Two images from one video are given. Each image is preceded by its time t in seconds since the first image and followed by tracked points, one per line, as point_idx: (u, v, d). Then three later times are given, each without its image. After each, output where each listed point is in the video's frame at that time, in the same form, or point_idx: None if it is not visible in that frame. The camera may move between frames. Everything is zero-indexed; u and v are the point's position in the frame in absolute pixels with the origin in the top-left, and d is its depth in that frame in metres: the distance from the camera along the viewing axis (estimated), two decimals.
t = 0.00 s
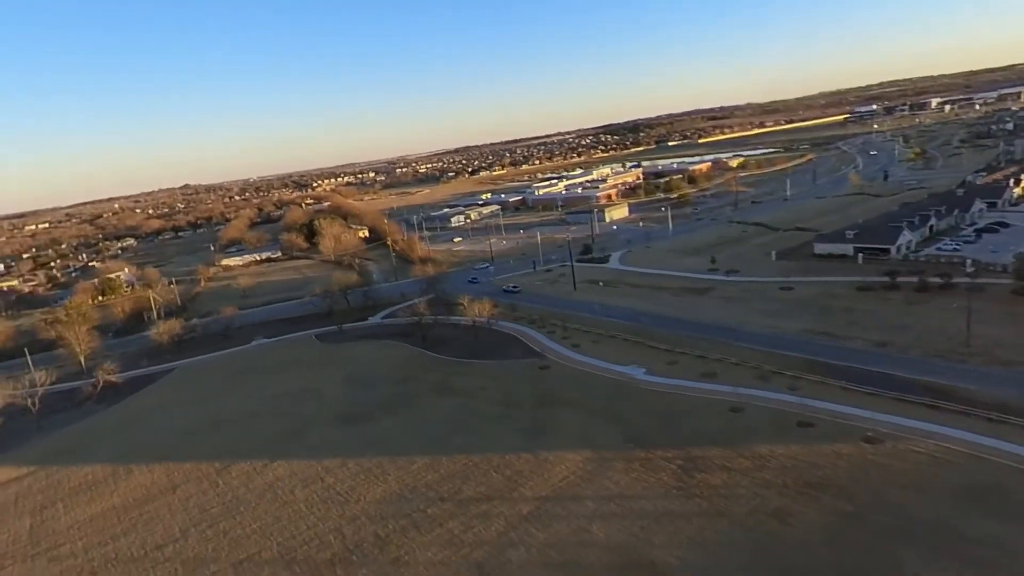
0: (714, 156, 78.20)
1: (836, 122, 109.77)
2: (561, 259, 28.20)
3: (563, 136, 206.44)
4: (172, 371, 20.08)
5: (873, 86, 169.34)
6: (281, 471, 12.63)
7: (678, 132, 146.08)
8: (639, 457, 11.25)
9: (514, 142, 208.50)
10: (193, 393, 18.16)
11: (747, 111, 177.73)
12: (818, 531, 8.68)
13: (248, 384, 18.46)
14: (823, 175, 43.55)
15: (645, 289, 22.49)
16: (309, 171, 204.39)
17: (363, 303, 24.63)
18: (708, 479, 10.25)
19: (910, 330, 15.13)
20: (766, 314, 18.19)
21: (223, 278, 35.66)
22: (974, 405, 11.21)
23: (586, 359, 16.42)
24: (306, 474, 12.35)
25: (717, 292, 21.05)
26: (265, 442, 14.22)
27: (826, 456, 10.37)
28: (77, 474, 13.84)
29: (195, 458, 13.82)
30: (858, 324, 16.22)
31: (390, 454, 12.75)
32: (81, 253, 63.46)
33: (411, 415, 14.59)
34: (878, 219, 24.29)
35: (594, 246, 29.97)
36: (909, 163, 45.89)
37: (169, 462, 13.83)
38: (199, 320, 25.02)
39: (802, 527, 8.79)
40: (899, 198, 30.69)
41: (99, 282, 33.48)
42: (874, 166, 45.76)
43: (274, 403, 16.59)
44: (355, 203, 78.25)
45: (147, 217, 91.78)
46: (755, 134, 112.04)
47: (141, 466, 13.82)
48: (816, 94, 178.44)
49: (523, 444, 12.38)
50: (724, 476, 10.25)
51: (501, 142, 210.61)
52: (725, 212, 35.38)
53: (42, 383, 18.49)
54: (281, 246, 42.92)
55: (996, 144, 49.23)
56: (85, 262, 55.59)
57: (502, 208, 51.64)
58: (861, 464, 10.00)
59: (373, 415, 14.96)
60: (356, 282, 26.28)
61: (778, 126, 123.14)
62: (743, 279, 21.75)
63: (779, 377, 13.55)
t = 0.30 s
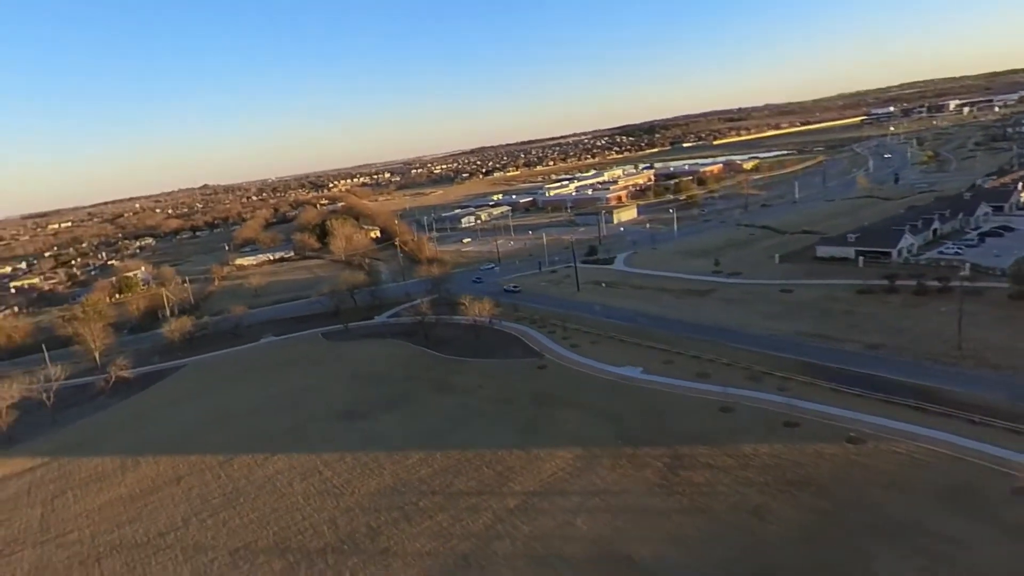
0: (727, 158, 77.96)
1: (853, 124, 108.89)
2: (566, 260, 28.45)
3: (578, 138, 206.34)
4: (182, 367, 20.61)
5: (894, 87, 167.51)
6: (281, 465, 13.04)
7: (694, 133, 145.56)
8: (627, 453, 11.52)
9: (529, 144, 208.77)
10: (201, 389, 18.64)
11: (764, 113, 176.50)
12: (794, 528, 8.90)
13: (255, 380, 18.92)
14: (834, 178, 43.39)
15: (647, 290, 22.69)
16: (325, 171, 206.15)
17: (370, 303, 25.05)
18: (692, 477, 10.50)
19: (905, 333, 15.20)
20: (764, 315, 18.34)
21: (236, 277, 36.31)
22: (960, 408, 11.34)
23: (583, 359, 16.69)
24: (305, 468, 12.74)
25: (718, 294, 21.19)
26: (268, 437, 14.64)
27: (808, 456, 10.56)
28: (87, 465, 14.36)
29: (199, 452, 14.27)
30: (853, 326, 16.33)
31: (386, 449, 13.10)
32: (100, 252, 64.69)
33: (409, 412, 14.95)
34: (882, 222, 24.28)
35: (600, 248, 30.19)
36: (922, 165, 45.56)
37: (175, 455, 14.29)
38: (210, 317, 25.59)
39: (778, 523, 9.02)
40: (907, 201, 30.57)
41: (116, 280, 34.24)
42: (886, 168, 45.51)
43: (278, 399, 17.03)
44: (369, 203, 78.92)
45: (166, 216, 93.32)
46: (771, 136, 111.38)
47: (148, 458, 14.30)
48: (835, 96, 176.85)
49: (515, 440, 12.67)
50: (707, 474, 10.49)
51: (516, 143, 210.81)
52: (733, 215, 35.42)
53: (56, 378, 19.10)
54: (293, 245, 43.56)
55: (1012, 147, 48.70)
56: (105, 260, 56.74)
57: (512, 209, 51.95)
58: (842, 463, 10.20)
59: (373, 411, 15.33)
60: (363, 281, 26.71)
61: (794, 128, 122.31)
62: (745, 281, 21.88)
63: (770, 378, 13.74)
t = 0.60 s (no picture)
0: (738, 161, 77.78)
1: (867, 127, 108.03)
2: (570, 262, 28.70)
3: (592, 140, 206.32)
4: (189, 365, 21.10)
5: (911, 89, 165.86)
6: (279, 459, 13.43)
7: (707, 136, 145.15)
8: (612, 451, 11.78)
9: (542, 146, 209.03)
10: (206, 387, 19.11)
11: (778, 115, 175.49)
12: (768, 524, 9.13)
13: (258, 378, 19.36)
14: (842, 181, 43.26)
15: (647, 293, 22.90)
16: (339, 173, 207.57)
17: (374, 303, 25.49)
18: (674, 475, 10.75)
19: (897, 336, 15.30)
20: (761, 318, 18.50)
21: (246, 277, 36.92)
22: (942, 410, 11.48)
23: (579, 360, 16.97)
24: (302, 463, 13.12)
25: (716, 297, 21.36)
26: (268, 433, 15.04)
27: (789, 456, 10.75)
28: (94, 459, 14.83)
29: (201, 447, 14.69)
30: (847, 329, 16.45)
31: (381, 446, 13.44)
32: (116, 252, 65.73)
33: (406, 410, 15.30)
34: (883, 226, 24.31)
35: (603, 251, 30.41)
36: (932, 169, 45.27)
37: (178, 449, 14.72)
38: (219, 317, 26.13)
39: (754, 520, 9.25)
40: (913, 205, 30.47)
41: (129, 280, 34.96)
42: (895, 172, 45.31)
43: (280, 397, 17.44)
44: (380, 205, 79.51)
45: (182, 217, 94.63)
46: (784, 139, 110.78)
47: (152, 452, 14.74)
48: (850, 98, 175.46)
49: (505, 438, 12.97)
50: (689, 472, 10.73)
51: (529, 146, 211.22)
52: (739, 218, 35.47)
53: (67, 374, 19.65)
54: (304, 247, 44.16)
55: None
56: (121, 260, 57.74)
57: (521, 212, 52.25)
58: (821, 463, 10.41)
59: (371, 409, 15.70)
60: (368, 282, 27.12)
61: (807, 131, 121.66)
62: (744, 284, 22.02)
63: (759, 380, 13.94)
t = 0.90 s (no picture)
0: (750, 162, 77.44)
1: (883, 128, 107.08)
2: (574, 262, 28.92)
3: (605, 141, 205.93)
4: (197, 359, 21.62)
5: (929, 90, 163.97)
6: (277, 451, 13.83)
7: (721, 137, 144.42)
8: (599, 447, 12.05)
9: (556, 146, 209.01)
10: (212, 381, 19.59)
11: (794, 116, 174.22)
12: (743, 518, 9.36)
13: (263, 373, 19.82)
14: (852, 183, 43.07)
15: (648, 293, 23.09)
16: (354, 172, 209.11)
17: (380, 301, 25.91)
18: (656, 470, 10.99)
19: (889, 338, 15.41)
20: (757, 319, 18.63)
21: (257, 274, 37.53)
22: (925, 410, 11.62)
23: (574, 358, 17.22)
24: (299, 455, 13.51)
25: (716, 297, 21.51)
26: (268, 426, 15.46)
27: (769, 454, 10.97)
28: (101, 448, 15.33)
29: (204, 438, 15.14)
30: (841, 330, 16.56)
31: (376, 439, 13.80)
32: (134, 249, 66.82)
33: (402, 405, 15.65)
34: (886, 228, 24.31)
35: (608, 251, 30.62)
36: (944, 171, 44.93)
37: (182, 440, 15.18)
38: (228, 313, 26.67)
39: (729, 515, 9.48)
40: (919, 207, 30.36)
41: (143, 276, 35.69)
42: (906, 174, 45.00)
43: (283, 391, 17.87)
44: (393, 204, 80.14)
45: (199, 215, 96.01)
46: (799, 140, 110.04)
47: (157, 442, 15.22)
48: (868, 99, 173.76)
49: (497, 433, 13.27)
50: (671, 468, 10.97)
51: (542, 146, 211.18)
52: (745, 219, 35.50)
53: (79, 367, 20.24)
54: (315, 245, 44.74)
55: None
56: (138, 257, 58.80)
57: (530, 212, 52.53)
58: (800, 460, 10.61)
59: (369, 404, 16.07)
60: (374, 280, 27.53)
61: (822, 132, 120.72)
62: (744, 285, 22.14)
63: (749, 380, 14.12)
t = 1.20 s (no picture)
0: (763, 165, 77.14)
1: (899, 132, 106.09)
2: (578, 264, 29.16)
3: (620, 143, 205.89)
4: (205, 357, 22.14)
5: (949, 94, 162.30)
6: (276, 446, 14.24)
7: (736, 140, 143.87)
8: (586, 444, 12.31)
9: (570, 149, 209.20)
10: (218, 378, 20.06)
11: (810, 119, 172.99)
12: (721, 515, 9.58)
13: (267, 370, 20.26)
14: (862, 187, 42.89)
15: (649, 295, 23.29)
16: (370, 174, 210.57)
17: (385, 301, 26.31)
18: (640, 467, 11.23)
19: (881, 342, 15.51)
20: (754, 322, 18.78)
21: (268, 274, 38.16)
22: (909, 413, 11.77)
23: (570, 359, 17.49)
24: (296, 450, 13.89)
25: (715, 300, 21.66)
26: (269, 421, 15.87)
27: (751, 453, 11.18)
28: (109, 442, 15.83)
29: (207, 433, 15.59)
30: (835, 333, 16.68)
31: (372, 435, 14.16)
32: (151, 249, 67.97)
33: (400, 403, 16.00)
34: (889, 232, 24.34)
35: (612, 254, 30.83)
36: (956, 175, 44.59)
37: (186, 435, 15.64)
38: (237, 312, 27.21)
39: (707, 511, 9.71)
40: (926, 211, 30.25)
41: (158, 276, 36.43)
42: (917, 178, 44.76)
43: (285, 389, 18.29)
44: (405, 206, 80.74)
45: (215, 216, 97.36)
46: (814, 143, 109.36)
47: (162, 436, 15.69)
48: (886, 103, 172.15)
49: (489, 431, 13.57)
50: (655, 466, 11.21)
51: (557, 148, 211.46)
52: (752, 222, 35.54)
53: (91, 364, 20.83)
54: (326, 246, 45.33)
55: None
56: (155, 257, 59.87)
57: (540, 214, 52.83)
58: (781, 460, 10.80)
59: (368, 401, 16.43)
60: (381, 281, 27.98)
61: (838, 135, 119.77)
62: (744, 288, 22.28)
63: (739, 381, 14.32)
